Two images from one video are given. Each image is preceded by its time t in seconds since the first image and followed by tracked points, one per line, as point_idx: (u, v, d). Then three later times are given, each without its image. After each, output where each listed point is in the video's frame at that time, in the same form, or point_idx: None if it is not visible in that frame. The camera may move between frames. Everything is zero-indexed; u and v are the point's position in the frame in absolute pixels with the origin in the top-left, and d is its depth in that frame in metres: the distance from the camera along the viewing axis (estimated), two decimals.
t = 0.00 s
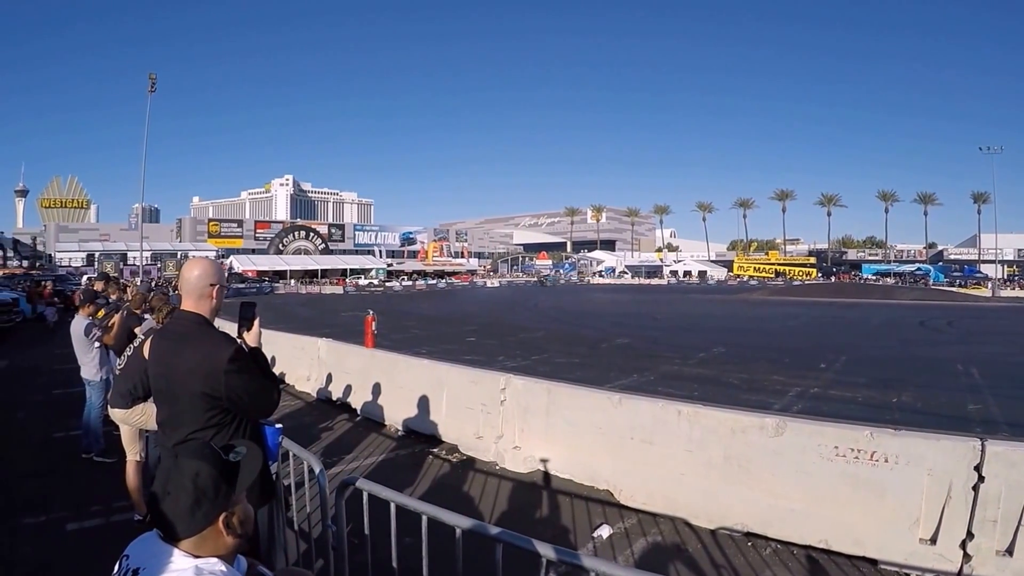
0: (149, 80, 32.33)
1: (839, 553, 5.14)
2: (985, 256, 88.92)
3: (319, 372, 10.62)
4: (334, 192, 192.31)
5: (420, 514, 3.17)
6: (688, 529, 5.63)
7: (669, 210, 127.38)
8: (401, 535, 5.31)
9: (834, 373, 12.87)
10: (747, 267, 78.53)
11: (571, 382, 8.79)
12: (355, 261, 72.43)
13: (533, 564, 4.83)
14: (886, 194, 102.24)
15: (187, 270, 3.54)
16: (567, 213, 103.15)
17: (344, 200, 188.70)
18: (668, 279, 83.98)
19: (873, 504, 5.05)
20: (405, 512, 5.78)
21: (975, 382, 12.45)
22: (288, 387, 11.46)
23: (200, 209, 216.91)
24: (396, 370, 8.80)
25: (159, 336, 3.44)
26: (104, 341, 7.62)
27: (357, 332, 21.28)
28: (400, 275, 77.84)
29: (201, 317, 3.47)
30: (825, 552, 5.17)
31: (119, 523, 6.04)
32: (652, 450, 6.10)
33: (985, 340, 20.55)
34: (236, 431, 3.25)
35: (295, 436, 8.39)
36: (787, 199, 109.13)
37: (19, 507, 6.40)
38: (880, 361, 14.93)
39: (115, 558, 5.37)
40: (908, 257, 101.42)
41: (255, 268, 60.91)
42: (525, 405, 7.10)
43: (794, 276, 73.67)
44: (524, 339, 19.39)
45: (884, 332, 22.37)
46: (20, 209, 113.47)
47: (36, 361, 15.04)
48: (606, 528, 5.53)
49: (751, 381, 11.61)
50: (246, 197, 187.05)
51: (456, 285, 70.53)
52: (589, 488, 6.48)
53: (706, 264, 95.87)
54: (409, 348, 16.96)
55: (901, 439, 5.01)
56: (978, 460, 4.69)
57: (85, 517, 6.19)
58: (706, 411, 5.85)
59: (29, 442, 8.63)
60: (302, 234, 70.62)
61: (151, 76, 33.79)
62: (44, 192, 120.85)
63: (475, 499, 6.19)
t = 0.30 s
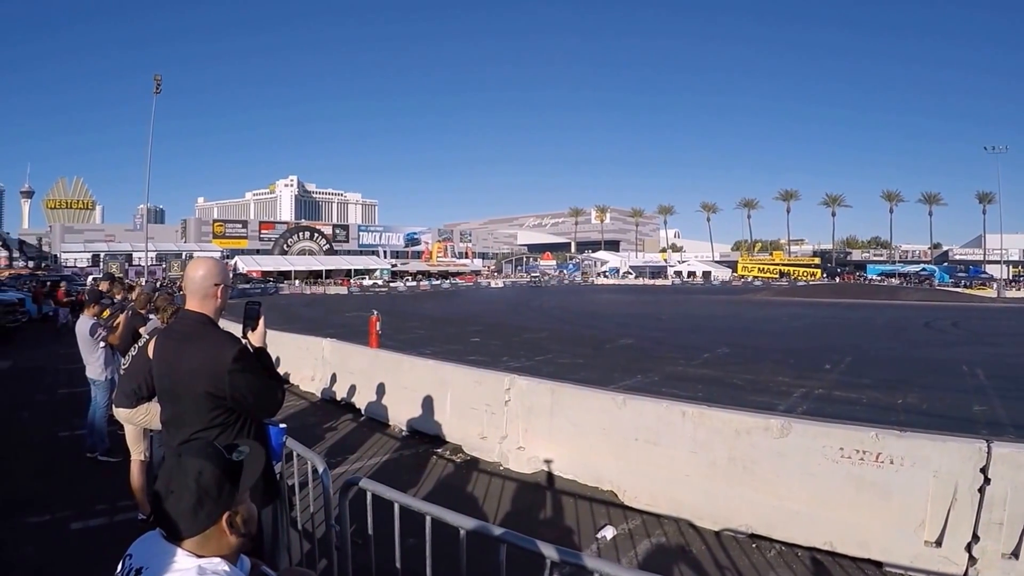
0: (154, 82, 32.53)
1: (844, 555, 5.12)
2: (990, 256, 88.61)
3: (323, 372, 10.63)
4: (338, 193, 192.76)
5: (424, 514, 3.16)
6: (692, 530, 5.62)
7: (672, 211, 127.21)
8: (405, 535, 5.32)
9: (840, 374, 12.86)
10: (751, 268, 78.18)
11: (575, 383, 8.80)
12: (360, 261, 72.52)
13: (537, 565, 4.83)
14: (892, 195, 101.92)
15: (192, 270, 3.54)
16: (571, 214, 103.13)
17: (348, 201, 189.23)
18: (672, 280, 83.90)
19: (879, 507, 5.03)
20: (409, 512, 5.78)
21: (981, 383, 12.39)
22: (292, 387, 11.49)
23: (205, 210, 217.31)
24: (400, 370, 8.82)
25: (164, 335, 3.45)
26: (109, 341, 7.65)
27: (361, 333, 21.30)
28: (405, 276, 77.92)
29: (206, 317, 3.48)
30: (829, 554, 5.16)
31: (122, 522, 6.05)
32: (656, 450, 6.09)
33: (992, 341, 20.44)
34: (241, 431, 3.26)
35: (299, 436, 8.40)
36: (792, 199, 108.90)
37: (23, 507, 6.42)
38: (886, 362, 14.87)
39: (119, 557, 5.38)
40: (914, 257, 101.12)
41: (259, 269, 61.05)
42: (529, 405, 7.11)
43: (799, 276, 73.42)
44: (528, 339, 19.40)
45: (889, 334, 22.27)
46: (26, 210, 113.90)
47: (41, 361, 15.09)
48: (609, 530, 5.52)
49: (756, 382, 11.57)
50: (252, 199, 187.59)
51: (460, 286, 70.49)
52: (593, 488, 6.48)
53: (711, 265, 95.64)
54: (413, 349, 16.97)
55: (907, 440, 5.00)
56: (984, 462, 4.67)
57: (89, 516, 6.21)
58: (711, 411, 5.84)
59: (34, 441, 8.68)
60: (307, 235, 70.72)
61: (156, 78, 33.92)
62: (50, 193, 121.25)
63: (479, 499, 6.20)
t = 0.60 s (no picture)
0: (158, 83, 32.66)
1: (849, 557, 5.11)
2: (996, 257, 88.18)
3: (327, 372, 10.65)
4: (343, 194, 193.03)
5: (427, 515, 3.16)
6: (696, 532, 5.61)
7: (676, 211, 127.05)
8: (410, 535, 5.33)
9: (845, 375, 12.83)
10: (756, 269, 77.97)
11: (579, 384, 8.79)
12: (364, 262, 72.61)
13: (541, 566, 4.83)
14: (897, 195, 101.52)
15: (194, 269, 3.54)
16: (575, 214, 103.20)
17: (352, 202, 189.50)
18: (676, 281, 83.79)
19: (883, 509, 5.02)
20: (413, 512, 5.79)
21: (986, 385, 12.34)
22: (296, 387, 11.51)
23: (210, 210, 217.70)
24: (404, 370, 8.83)
25: (167, 335, 3.46)
26: (115, 341, 7.68)
27: (366, 333, 21.32)
28: (409, 276, 77.99)
29: (208, 317, 3.48)
30: (834, 556, 5.15)
31: (127, 521, 6.06)
32: (661, 452, 6.08)
33: (997, 342, 20.35)
34: (243, 431, 3.26)
35: (304, 436, 8.42)
36: (796, 200, 108.64)
37: (29, 505, 6.44)
38: (891, 364, 14.81)
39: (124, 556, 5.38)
40: (919, 257, 100.68)
41: (263, 270, 61.17)
42: (533, 405, 7.10)
43: (804, 277, 73.18)
44: (532, 340, 19.37)
45: (894, 335, 22.19)
46: (32, 211, 114.34)
47: (47, 361, 15.13)
48: (614, 531, 5.52)
49: (761, 383, 11.54)
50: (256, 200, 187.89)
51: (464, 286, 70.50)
52: (597, 490, 6.47)
53: (715, 266, 95.42)
54: (417, 349, 16.97)
55: (913, 442, 4.98)
56: (991, 464, 4.65)
57: (95, 514, 6.24)
58: (716, 413, 5.83)
59: (40, 440, 8.71)
60: (311, 236, 70.84)
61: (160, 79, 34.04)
62: (55, 194, 121.56)
63: (483, 499, 6.20)
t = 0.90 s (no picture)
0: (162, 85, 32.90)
1: (852, 559, 5.11)
2: (1001, 257, 87.83)
3: (332, 373, 10.67)
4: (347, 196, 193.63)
5: (430, 515, 3.16)
6: (701, 533, 5.61)
7: (681, 212, 126.83)
8: (414, 535, 5.34)
9: (851, 375, 12.79)
10: (760, 270, 77.70)
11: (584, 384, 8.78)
12: (368, 262, 72.70)
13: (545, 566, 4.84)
14: (902, 196, 101.14)
15: (197, 269, 3.55)
16: (579, 215, 103.15)
17: (357, 204, 190.37)
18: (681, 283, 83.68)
19: (888, 512, 5.01)
20: (418, 512, 5.80)
21: (991, 386, 12.30)
22: (301, 387, 11.54)
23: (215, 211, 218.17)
24: (409, 370, 8.85)
25: (170, 335, 3.46)
26: (120, 341, 7.71)
27: (370, 334, 21.37)
28: (413, 276, 78.05)
29: (211, 317, 3.49)
30: (839, 558, 5.14)
31: (133, 519, 6.09)
32: (666, 453, 6.08)
33: (1002, 343, 20.27)
34: (246, 431, 3.27)
35: (308, 436, 8.44)
36: (801, 201, 108.45)
37: (36, 503, 6.48)
38: (896, 365, 14.76)
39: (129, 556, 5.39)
40: (924, 258, 100.31)
41: (268, 271, 61.29)
42: (537, 406, 7.11)
43: (808, 278, 72.95)
44: (536, 340, 19.36)
45: (899, 336, 22.11)
46: (37, 212, 114.81)
47: (53, 361, 15.19)
48: (618, 532, 5.52)
49: (765, 383, 11.52)
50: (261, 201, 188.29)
51: (468, 287, 70.49)
52: (601, 491, 6.47)
53: (720, 267, 95.26)
54: (422, 350, 17.00)
55: (918, 444, 4.96)
56: (995, 467, 4.63)
57: (100, 513, 6.26)
58: (721, 413, 5.82)
59: (45, 439, 8.74)
60: (316, 236, 71.01)
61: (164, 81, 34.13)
62: (61, 196, 122.03)
63: (487, 500, 6.20)
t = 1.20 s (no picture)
0: (166, 86, 32.96)
1: (857, 560, 5.10)
2: (1007, 258, 87.44)
3: (336, 373, 10.69)
4: (350, 197, 193.75)
5: (433, 516, 3.16)
6: (704, 534, 5.60)
7: (685, 212, 126.61)
8: (418, 535, 5.34)
9: (856, 377, 12.74)
10: (765, 270, 77.47)
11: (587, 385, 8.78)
12: (372, 263, 72.81)
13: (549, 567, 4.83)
14: (906, 196, 100.89)
15: (201, 269, 3.55)
16: (582, 216, 103.20)
17: (361, 204, 190.49)
18: (685, 283, 83.53)
19: (892, 514, 4.99)
20: (421, 512, 5.81)
21: (996, 387, 12.25)
22: (305, 387, 11.56)
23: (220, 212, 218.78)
24: (413, 370, 8.84)
25: (173, 335, 3.47)
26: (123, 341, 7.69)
27: (374, 334, 21.40)
28: (416, 277, 78.13)
29: (215, 317, 3.49)
30: (843, 560, 5.14)
31: (137, 519, 6.10)
32: (670, 454, 6.07)
33: (1008, 344, 20.16)
34: (249, 432, 3.27)
35: (312, 436, 8.45)
36: (806, 201, 108.11)
37: (40, 503, 6.50)
38: (901, 366, 14.70)
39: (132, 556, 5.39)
40: (929, 258, 99.89)
41: (272, 271, 61.36)
42: (541, 407, 7.10)
43: (813, 279, 72.67)
44: (539, 341, 19.37)
45: (905, 336, 22.01)
46: (43, 212, 115.23)
47: (57, 361, 15.23)
48: (621, 533, 5.51)
49: (770, 385, 11.49)
50: (265, 201, 188.48)
51: (473, 288, 70.44)
52: (605, 491, 6.46)
53: (724, 267, 94.96)
54: (426, 350, 17.02)
55: (922, 445, 4.95)
56: (1000, 468, 4.61)
57: (105, 512, 6.28)
58: (725, 415, 5.81)
59: (49, 438, 8.78)
60: (320, 237, 71.10)
61: (168, 82, 34.18)
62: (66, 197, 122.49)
63: (491, 500, 6.20)
